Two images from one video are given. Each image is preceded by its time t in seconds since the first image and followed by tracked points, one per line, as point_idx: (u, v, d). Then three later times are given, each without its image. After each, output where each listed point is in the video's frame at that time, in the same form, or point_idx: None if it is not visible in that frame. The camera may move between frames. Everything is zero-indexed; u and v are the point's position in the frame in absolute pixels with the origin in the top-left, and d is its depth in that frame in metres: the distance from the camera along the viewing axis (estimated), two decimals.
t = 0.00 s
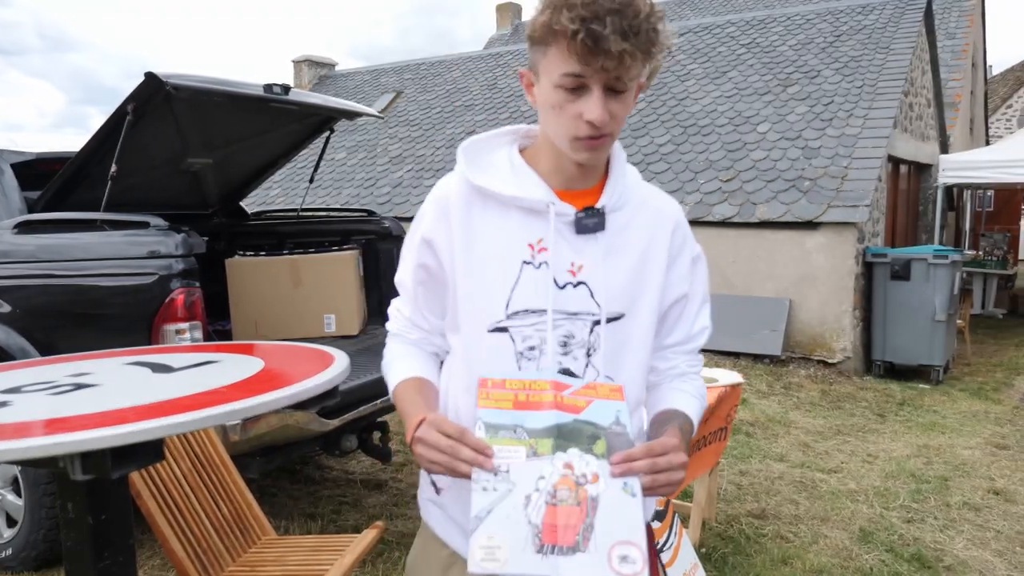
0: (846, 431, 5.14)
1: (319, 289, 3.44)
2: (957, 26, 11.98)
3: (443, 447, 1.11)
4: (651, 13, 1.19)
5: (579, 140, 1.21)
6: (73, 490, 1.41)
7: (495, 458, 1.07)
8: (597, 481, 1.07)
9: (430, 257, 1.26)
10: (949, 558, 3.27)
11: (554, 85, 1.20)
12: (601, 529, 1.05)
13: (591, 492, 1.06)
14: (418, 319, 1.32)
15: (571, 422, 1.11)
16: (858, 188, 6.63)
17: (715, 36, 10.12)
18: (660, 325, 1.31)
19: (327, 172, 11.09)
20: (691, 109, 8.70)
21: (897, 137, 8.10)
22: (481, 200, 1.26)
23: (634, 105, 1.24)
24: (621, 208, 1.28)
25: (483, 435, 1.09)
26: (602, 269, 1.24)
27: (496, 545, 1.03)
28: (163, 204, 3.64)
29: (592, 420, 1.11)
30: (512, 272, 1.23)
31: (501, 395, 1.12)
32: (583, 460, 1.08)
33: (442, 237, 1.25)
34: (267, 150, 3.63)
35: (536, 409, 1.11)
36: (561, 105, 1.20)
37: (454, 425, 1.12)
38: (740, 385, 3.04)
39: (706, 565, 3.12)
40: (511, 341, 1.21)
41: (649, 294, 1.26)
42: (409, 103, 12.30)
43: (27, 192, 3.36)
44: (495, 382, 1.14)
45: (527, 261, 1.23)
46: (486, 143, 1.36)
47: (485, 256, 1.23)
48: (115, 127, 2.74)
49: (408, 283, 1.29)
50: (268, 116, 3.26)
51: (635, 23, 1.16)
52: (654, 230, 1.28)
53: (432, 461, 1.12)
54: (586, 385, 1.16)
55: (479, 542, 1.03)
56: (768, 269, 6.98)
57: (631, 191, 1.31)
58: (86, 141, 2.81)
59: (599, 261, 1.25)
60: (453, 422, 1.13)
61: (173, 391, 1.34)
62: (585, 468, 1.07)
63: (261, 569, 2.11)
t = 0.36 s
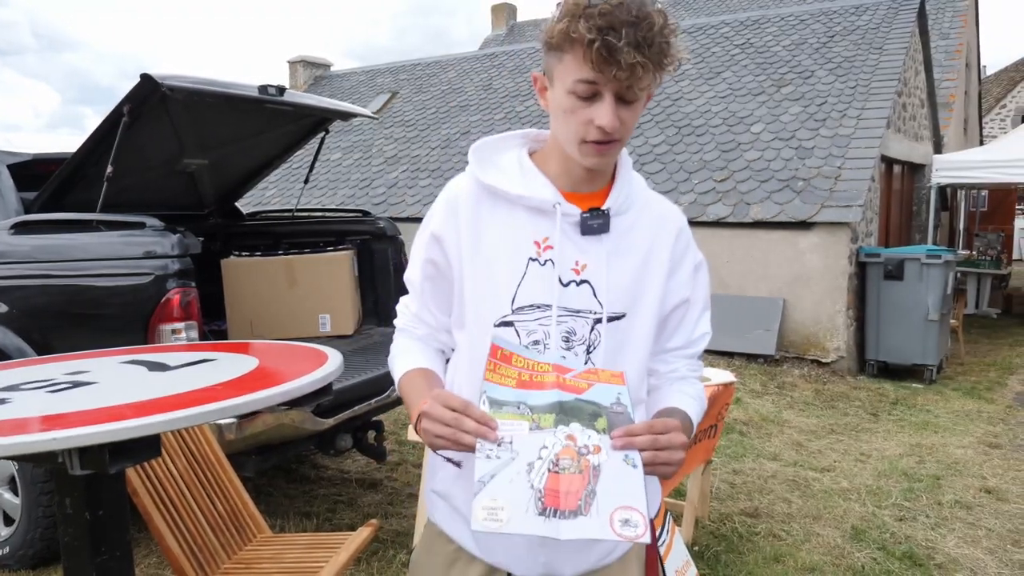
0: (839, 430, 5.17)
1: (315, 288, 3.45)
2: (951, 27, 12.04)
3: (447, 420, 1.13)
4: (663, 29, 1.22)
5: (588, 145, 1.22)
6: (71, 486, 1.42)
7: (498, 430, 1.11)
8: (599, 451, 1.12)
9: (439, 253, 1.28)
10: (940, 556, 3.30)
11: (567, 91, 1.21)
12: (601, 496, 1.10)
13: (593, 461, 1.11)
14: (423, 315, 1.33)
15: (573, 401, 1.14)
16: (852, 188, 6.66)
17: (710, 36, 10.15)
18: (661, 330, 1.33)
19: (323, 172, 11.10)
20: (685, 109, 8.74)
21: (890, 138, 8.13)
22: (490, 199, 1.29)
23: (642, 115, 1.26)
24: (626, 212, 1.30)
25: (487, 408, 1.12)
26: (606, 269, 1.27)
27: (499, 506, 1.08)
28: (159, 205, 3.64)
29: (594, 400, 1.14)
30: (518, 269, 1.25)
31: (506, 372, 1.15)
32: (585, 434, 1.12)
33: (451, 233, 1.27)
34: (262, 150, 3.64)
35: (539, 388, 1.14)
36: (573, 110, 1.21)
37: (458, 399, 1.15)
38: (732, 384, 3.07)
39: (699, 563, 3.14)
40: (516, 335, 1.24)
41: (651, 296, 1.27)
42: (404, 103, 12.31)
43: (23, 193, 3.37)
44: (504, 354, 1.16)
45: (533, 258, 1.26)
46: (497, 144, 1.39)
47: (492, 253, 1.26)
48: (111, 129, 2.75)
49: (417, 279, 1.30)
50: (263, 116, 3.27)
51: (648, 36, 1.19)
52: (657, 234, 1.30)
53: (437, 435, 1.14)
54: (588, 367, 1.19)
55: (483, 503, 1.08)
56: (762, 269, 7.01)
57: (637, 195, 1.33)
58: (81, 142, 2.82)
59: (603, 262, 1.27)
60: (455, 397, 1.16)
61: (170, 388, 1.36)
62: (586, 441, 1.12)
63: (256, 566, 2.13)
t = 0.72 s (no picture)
0: (839, 429, 5.19)
1: (315, 287, 3.48)
2: (952, 27, 12.05)
3: (435, 402, 1.17)
4: (646, 30, 1.24)
5: (573, 144, 1.26)
6: (75, 477, 1.45)
7: (484, 411, 1.15)
8: (580, 435, 1.16)
9: (432, 248, 1.31)
10: (936, 553, 3.33)
11: (553, 92, 1.25)
12: (581, 477, 1.13)
13: (574, 444, 1.15)
14: (417, 307, 1.36)
15: (558, 388, 1.18)
16: (851, 188, 6.68)
17: (711, 36, 10.17)
18: (647, 325, 1.34)
19: (324, 172, 11.13)
20: (686, 109, 8.76)
21: (890, 138, 8.15)
22: (481, 196, 1.33)
23: (627, 114, 1.29)
24: (612, 210, 1.33)
25: (474, 391, 1.17)
26: (592, 263, 1.29)
27: (482, 481, 1.12)
28: (161, 204, 3.67)
29: (579, 389, 1.18)
30: (506, 263, 1.28)
31: (493, 361, 1.19)
32: (568, 419, 1.16)
33: (443, 228, 1.30)
34: (263, 150, 3.66)
35: (525, 374, 1.18)
36: (558, 110, 1.25)
37: (446, 381, 1.19)
38: (729, 383, 3.10)
39: (697, 560, 3.16)
40: (504, 328, 1.26)
41: (637, 291, 1.29)
42: (406, 103, 12.33)
43: (26, 192, 3.40)
44: (487, 349, 1.20)
45: (521, 253, 1.29)
46: (490, 143, 1.42)
47: (481, 249, 1.29)
48: (113, 129, 2.78)
49: (411, 273, 1.33)
50: (264, 116, 3.30)
51: (630, 38, 1.21)
52: (644, 231, 1.33)
53: (426, 417, 1.17)
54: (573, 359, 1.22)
55: (465, 476, 1.12)
56: (762, 268, 7.03)
57: (624, 195, 1.36)
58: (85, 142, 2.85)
59: (589, 257, 1.29)
60: (444, 381, 1.20)
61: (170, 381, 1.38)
62: (569, 424, 1.16)
63: (257, 561, 2.15)
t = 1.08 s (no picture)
0: (834, 429, 5.21)
1: (313, 290, 3.48)
2: (944, 30, 12.15)
3: (428, 409, 1.18)
4: (620, 39, 1.25)
5: (552, 150, 1.27)
6: (76, 487, 1.44)
7: (476, 416, 1.16)
8: (570, 441, 1.16)
9: (423, 258, 1.32)
10: (931, 552, 3.34)
11: (530, 100, 1.25)
12: (570, 484, 1.14)
13: (565, 451, 1.15)
14: (410, 317, 1.36)
15: (549, 387, 1.18)
16: (845, 189, 6.71)
17: (706, 38, 10.20)
18: (636, 326, 1.34)
19: (319, 173, 11.11)
20: (680, 111, 8.78)
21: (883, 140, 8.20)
22: (469, 205, 1.33)
23: (605, 121, 1.30)
24: (598, 215, 1.34)
25: (467, 395, 1.17)
26: (580, 269, 1.30)
27: (473, 490, 1.13)
28: (157, 205, 3.65)
29: (570, 386, 1.18)
30: (495, 270, 1.28)
31: (486, 358, 1.18)
32: (559, 423, 1.16)
33: (433, 237, 1.31)
34: (260, 152, 3.65)
35: (517, 374, 1.18)
36: (536, 118, 1.25)
37: (438, 386, 1.19)
38: (727, 383, 3.09)
39: (695, 561, 3.17)
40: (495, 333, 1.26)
41: (625, 293, 1.30)
42: (400, 104, 12.33)
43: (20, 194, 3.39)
44: (485, 342, 1.19)
45: (510, 261, 1.29)
46: (477, 153, 1.42)
47: (470, 257, 1.29)
48: (110, 130, 2.77)
49: (403, 283, 1.34)
50: (261, 118, 3.29)
51: (604, 48, 1.22)
52: (630, 235, 1.33)
53: (420, 424, 1.18)
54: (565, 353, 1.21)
55: (457, 486, 1.13)
56: (757, 270, 7.05)
57: (609, 199, 1.37)
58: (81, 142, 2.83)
59: (577, 262, 1.30)
60: (437, 385, 1.21)
61: (175, 391, 1.38)
62: (559, 429, 1.16)
63: (256, 567, 2.14)
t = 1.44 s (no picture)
0: (804, 427, 5.28)
1: (286, 290, 3.43)
2: (905, 33, 12.41)
3: (393, 431, 1.17)
4: (553, 13, 1.29)
5: (503, 131, 1.27)
6: (56, 495, 1.38)
7: (438, 440, 1.15)
8: (528, 469, 1.16)
9: (386, 264, 1.31)
10: (903, 547, 3.40)
11: (475, 84, 1.28)
12: (523, 513, 1.17)
13: (521, 480, 1.16)
14: (380, 324, 1.35)
15: (513, 399, 1.16)
16: (813, 190, 6.81)
17: (674, 39, 10.28)
18: (602, 317, 1.34)
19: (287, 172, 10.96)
20: (650, 111, 8.84)
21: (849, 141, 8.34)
22: (428, 208, 1.31)
23: (552, 98, 1.31)
24: (557, 209, 1.32)
25: (427, 416, 1.16)
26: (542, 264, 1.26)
27: (434, 528, 1.17)
28: (125, 204, 3.55)
29: (533, 395, 1.16)
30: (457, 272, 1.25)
31: (445, 368, 1.17)
32: (519, 446, 1.15)
33: (396, 243, 1.30)
34: (231, 150, 3.58)
35: (482, 386, 1.16)
36: (483, 100, 1.27)
37: (400, 407, 1.18)
38: (703, 381, 3.10)
39: (672, 559, 3.18)
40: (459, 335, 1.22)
41: (589, 285, 1.27)
42: (369, 102, 12.21)
43: None
44: (440, 352, 1.18)
45: (471, 261, 1.26)
46: (433, 155, 1.41)
47: (431, 259, 1.27)
48: (76, 127, 2.68)
49: (370, 290, 1.34)
50: (232, 115, 3.22)
51: (537, 19, 1.26)
52: (591, 228, 1.30)
53: (381, 443, 1.18)
54: (532, 350, 1.18)
55: (419, 525, 1.17)
56: (726, 269, 7.12)
57: (567, 194, 1.34)
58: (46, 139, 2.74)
59: (538, 257, 1.26)
60: (401, 404, 1.19)
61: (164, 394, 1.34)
62: (518, 455, 1.15)
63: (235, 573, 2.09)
